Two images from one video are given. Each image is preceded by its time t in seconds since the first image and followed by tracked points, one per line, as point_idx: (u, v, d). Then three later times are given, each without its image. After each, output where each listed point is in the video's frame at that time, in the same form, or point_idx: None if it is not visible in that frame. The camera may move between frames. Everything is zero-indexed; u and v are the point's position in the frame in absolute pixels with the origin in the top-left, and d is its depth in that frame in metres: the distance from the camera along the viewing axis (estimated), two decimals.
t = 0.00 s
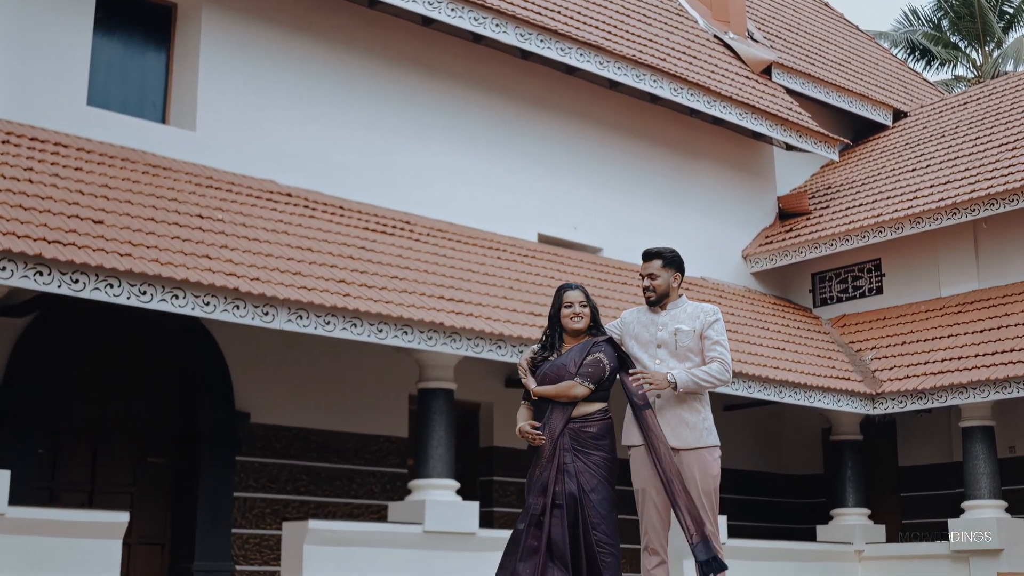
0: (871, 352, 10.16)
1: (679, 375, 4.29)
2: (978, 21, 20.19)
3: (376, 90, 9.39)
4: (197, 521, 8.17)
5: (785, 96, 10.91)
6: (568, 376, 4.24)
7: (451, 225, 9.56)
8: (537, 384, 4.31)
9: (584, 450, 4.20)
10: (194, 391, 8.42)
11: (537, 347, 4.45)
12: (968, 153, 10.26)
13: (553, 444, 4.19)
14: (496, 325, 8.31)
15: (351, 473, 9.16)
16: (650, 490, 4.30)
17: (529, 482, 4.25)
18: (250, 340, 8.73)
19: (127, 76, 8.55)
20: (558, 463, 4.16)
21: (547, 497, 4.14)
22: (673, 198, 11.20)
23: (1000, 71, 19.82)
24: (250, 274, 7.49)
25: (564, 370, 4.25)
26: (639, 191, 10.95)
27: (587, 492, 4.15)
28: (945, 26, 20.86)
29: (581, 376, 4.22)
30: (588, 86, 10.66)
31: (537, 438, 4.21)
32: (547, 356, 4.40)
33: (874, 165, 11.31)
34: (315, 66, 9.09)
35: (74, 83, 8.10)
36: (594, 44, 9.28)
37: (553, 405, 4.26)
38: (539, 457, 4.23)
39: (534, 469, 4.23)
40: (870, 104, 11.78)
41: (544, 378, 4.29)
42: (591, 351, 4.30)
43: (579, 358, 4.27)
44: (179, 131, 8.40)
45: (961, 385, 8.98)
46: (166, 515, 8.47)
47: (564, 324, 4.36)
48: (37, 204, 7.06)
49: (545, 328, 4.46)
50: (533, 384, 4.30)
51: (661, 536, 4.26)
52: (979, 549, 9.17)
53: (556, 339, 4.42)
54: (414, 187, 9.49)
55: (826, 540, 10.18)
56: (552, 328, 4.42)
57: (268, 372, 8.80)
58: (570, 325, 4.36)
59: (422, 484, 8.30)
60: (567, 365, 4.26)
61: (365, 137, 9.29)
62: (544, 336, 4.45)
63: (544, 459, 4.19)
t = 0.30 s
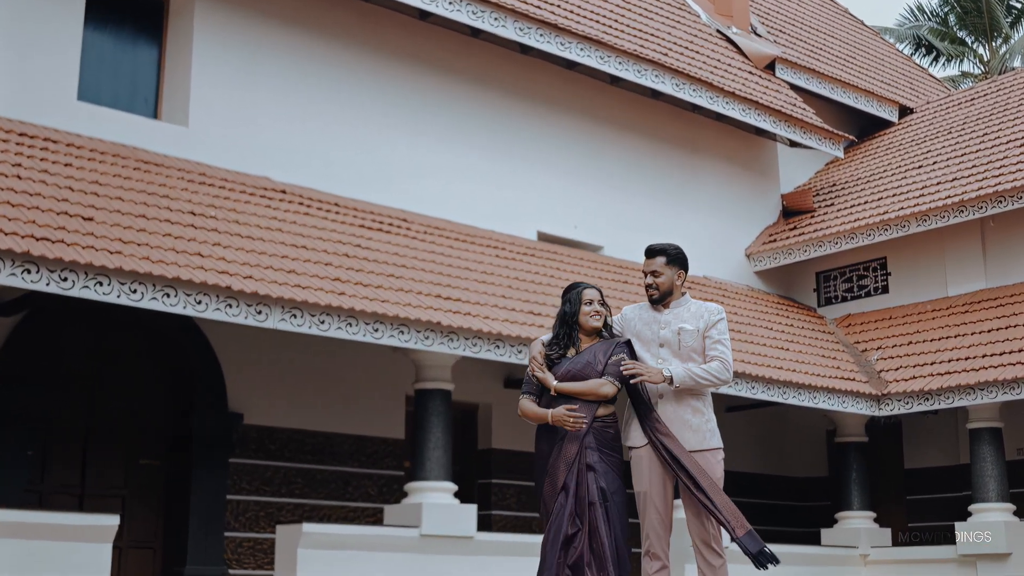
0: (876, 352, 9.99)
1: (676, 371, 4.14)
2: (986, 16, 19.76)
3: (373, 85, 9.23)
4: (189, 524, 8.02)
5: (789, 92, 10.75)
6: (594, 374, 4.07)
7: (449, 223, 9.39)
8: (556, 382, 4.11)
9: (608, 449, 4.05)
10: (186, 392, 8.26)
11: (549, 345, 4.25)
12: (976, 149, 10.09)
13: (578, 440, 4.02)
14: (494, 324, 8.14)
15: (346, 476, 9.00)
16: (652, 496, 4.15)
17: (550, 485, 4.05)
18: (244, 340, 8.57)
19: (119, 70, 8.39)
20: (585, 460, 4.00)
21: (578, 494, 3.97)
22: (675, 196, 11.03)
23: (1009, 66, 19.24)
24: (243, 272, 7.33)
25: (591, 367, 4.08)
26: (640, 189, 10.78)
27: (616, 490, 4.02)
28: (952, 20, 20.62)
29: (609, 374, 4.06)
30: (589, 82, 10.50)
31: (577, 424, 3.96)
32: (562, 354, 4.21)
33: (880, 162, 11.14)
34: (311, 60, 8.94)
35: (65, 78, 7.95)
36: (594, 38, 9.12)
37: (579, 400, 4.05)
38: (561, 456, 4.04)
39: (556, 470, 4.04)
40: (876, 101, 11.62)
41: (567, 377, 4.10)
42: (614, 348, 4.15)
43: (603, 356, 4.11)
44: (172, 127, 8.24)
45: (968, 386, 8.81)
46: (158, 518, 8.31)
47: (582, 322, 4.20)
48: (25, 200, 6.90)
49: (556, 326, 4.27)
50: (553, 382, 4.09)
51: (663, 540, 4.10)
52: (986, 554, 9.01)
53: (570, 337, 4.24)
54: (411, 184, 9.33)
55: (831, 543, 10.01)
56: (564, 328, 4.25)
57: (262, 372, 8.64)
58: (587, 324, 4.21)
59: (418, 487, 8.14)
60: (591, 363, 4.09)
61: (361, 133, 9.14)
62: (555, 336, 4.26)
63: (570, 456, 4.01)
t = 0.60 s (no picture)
0: (882, 352, 9.83)
1: (680, 372, 4.02)
2: (993, 12, 19.71)
3: (370, 81, 9.07)
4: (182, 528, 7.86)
5: (793, 88, 10.60)
6: (612, 371, 3.94)
7: (447, 221, 9.24)
8: (573, 378, 3.95)
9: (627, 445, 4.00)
10: (179, 393, 8.10)
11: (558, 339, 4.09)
12: (983, 146, 9.94)
13: (601, 439, 3.92)
14: (493, 324, 7.98)
15: (343, 478, 8.85)
16: (656, 503, 3.97)
17: (568, 484, 3.92)
18: (238, 339, 8.42)
19: (111, 65, 8.24)
20: (609, 460, 3.91)
21: (603, 496, 3.88)
22: (677, 194, 10.88)
23: (1017, 62, 19.42)
24: (237, 271, 7.17)
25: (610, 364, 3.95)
26: (642, 187, 10.63)
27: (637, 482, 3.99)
28: (960, 17, 20.39)
29: (626, 372, 3.94)
30: (590, 77, 10.35)
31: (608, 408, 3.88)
32: (573, 350, 4.07)
33: (885, 159, 10.99)
34: (306, 55, 8.78)
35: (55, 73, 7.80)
36: (595, 33, 8.98)
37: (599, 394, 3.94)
38: (581, 454, 3.92)
39: (576, 469, 3.91)
40: (881, 97, 11.46)
41: (586, 373, 3.95)
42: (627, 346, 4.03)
43: (619, 354, 3.99)
44: (164, 123, 8.09)
45: (976, 386, 8.65)
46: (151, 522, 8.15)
47: (593, 318, 4.07)
48: (13, 197, 6.75)
49: (563, 321, 4.11)
50: (571, 378, 3.94)
51: (667, 545, 3.95)
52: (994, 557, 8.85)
53: (578, 332, 4.10)
54: (409, 182, 9.18)
55: (836, 547, 9.86)
56: (571, 324, 4.10)
57: (257, 372, 8.48)
58: (598, 321, 4.08)
59: (417, 489, 7.98)
60: (609, 361, 3.97)
61: (358, 129, 8.99)
62: (561, 330, 4.09)
63: (593, 455, 3.89)
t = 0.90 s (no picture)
0: (888, 352, 9.68)
1: (685, 368, 3.95)
2: (999, 7, 19.55)
3: (366, 75, 8.93)
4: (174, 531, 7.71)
5: (797, 84, 10.46)
6: (626, 365, 3.89)
7: (444, 218, 9.09)
8: (590, 371, 3.86)
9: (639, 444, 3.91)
10: (173, 392, 7.96)
11: (568, 333, 3.97)
12: (990, 143, 9.80)
13: (617, 436, 3.81)
14: (492, 323, 7.83)
15: (339, 481, 8.69)
16: (655, 505, 3.88)
17: (584, 480, 3.79)
18: (232, 339, 8.27)
19: (102, 59, 8.09)
20: (626, 457, 3.80)
21: (621, 493, 3.75)
22: (679, 192, 10.73)
23: None
24: (230, 268, 7.02)
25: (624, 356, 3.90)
26: (643, 184, 10.48)
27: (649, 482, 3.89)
28: (967, 13, 20.14)
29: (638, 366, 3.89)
30: (590, 73, 10.20)
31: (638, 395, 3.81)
32: (584, 343, 3.96)
33: (891, 157, 10.84)
34: (302, 48, 8.64)
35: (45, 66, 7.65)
36: (595, 27, 8.83)
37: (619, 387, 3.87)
38: (597, 450, 3.80)
39: (593, 465, 3.78)
40: (887, 93, 11.32)
41: (603, 365, 3.87)
42: (635, 341, 4.00)
43: (629, 348, 3.95)
44: (157, 118, 7.94)
45: (984, 386, 8.51)
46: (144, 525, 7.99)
47: (600, 313, 3.99)
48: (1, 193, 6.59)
49: (569, 315, 4.00)
50: (589, 372, 3.84)
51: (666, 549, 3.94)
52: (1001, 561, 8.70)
53: (586, 326, 3.99)
54: (406, 179, 9.04)
55: (841, 550, 9.70)
56: (577, 319, 3.98)
57: (250, 372, 8.33)
58: (604, 315, 4.01)
59: (413, 491, 7.82)
60: (622, 354, 3.91)
61: (354, 124, 8.84)
62: (567, 326, 3.98)
63: (610, 450, 3.78)
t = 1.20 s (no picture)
0: (893, 352, 9.53)
1: (693, 372, 3.92)
2: (1006, 2, 19.39)
3: (363, 70, 8.79)
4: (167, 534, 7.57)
5: (801, 79, 10.32)
6: (635, 365, 3.91)
7: (442, 216, 8.95)
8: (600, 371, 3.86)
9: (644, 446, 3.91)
10: (165, 393, 7.82)
11: (576, 332, 3.96)
12: (997, 140, 9.67)
13: (625, 437, 3.81)
14: (490, 322, 7.69)
15: (334, 483, 8.55)
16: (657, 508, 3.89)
17: (590, 481, 3.77)
18: (226, 339, 8.12)
19: (94, 54, 7.96)
20: (633, 460, 3.81)
21: (626, 497, 3.76)
22: (681, 190, 10.58)
23: None
24: (223, 267, 6.88)
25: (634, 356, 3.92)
26: (645, 182, 10.34)
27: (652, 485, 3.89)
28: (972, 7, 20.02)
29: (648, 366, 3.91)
30: (591, 68, 10.06)
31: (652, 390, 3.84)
32: (594, 342, 3.95)
33: (896, 154, 10.69)
34: (298, 42, 8.50)
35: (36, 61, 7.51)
36: (596, 21, 8.69)
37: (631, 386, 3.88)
38: (605, 451, 3.79)
39: (600, 466, 3.78)
40: (892, 88, 11.17)
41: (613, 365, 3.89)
42: (642, 341, 4.01)
43: (638, 347, 3.96)
44: (149, 114, 7.81)
45: (991, 386, 8.36)
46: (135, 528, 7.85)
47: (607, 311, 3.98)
48: None
49: (576, 315, 3.98)
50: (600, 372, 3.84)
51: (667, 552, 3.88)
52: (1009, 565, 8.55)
53: (594, 324, 3.98)
54: (403, 177, 8.90)
55: (845, 554, 9.55)
56: (585, 318, 3.97)
57: (244, 372, 8.19)
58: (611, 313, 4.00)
59: (410, 494, 7.67)
60: (631, 354, 3.92)
61: (351, 120, 8.71)
62: (574, 325, 3.97)
63: (618, 452, 3.78)
